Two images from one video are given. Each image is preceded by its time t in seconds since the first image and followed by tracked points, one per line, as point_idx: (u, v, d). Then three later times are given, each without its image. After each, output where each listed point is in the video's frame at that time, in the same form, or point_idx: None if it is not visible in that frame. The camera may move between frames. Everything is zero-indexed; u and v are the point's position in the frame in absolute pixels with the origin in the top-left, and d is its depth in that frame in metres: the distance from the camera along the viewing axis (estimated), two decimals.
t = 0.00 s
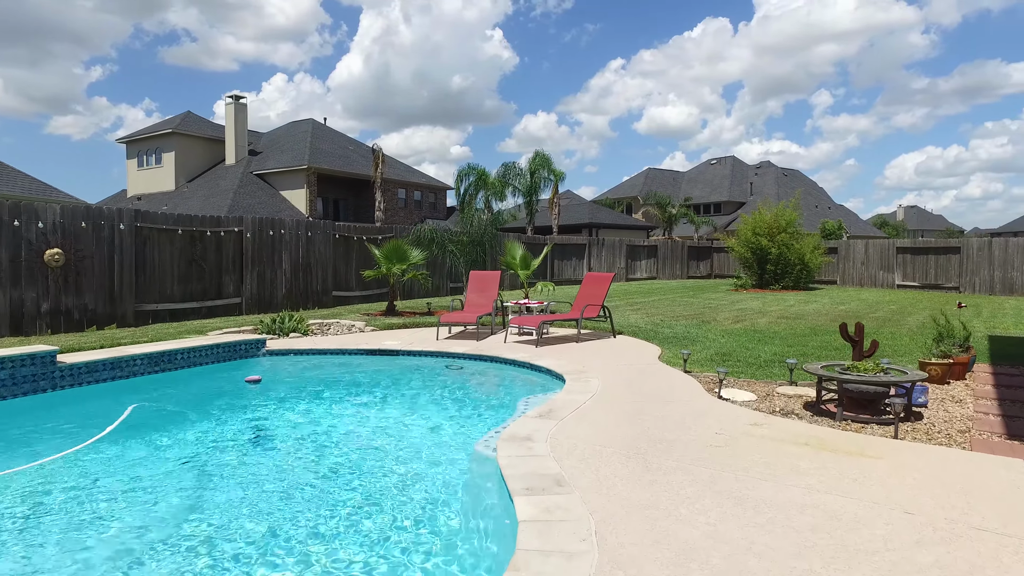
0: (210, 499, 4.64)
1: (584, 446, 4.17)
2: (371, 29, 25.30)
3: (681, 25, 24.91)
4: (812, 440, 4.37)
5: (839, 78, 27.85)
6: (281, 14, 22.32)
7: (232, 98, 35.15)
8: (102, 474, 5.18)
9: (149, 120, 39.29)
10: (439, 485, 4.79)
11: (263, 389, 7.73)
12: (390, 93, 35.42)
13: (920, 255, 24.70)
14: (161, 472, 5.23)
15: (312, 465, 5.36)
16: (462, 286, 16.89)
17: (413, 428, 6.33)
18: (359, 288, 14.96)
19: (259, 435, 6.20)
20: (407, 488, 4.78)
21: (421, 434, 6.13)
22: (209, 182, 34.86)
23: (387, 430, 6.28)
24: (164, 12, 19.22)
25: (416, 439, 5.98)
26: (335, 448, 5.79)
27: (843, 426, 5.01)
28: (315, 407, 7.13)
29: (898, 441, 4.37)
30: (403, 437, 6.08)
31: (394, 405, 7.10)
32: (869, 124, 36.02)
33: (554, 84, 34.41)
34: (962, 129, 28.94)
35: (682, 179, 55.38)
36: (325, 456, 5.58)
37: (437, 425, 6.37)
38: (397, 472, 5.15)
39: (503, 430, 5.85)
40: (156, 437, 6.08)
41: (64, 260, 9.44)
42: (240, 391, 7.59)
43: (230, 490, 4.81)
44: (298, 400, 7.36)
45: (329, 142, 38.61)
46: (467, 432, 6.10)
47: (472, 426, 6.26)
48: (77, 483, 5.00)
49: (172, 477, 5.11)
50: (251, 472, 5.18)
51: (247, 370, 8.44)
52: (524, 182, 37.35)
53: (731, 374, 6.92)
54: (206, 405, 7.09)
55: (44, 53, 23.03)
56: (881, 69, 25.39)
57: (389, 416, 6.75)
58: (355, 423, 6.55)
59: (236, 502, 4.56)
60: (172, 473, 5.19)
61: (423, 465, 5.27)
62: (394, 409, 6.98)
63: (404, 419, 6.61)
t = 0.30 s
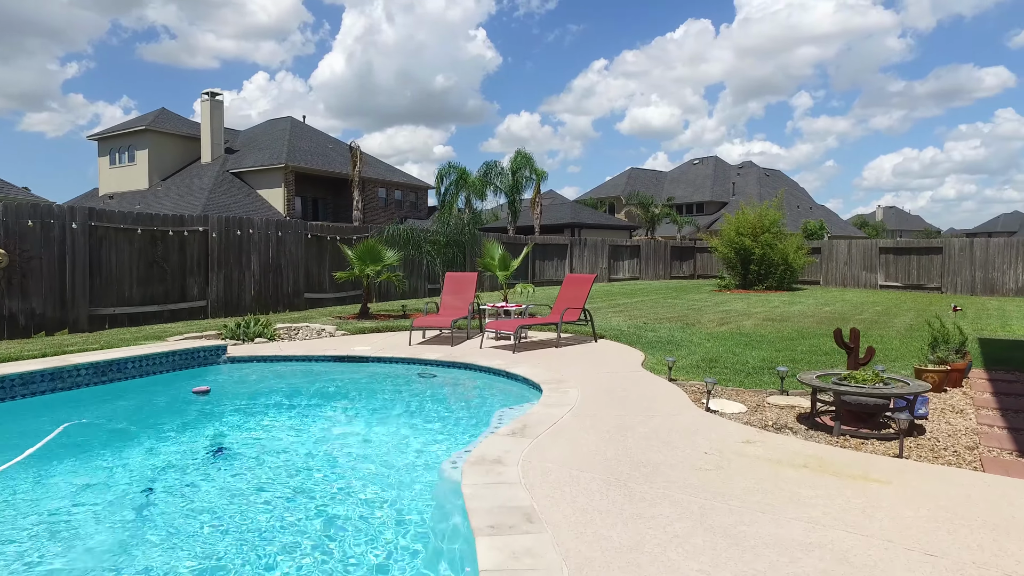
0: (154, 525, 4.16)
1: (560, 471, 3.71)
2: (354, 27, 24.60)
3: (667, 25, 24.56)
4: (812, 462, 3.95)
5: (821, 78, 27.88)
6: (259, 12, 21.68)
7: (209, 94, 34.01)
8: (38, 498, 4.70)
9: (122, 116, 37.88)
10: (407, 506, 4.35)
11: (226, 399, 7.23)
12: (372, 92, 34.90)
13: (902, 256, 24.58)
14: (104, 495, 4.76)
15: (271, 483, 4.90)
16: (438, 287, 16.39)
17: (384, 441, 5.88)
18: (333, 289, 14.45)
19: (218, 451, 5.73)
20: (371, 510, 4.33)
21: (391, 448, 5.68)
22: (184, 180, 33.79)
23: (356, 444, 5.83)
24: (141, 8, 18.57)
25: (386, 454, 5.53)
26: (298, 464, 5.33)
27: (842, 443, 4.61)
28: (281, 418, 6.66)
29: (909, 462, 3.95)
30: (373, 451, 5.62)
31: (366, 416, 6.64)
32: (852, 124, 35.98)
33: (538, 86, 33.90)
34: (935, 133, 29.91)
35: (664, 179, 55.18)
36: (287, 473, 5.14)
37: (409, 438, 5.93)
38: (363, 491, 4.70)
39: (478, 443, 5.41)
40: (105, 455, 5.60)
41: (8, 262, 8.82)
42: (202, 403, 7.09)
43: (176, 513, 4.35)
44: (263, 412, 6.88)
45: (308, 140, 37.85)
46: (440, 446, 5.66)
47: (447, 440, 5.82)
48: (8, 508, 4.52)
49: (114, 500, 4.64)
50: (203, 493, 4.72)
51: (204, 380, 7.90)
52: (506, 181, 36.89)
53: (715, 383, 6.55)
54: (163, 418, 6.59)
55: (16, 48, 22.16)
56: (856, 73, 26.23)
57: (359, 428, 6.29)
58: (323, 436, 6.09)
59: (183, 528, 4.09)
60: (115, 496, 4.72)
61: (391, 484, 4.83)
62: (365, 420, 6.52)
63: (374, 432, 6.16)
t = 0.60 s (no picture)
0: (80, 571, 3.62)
1: (529, 505, 3.26)
2: (332, 25, 23.87)
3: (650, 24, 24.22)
4: (812, 489, 3.52)
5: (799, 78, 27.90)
6: (232, 9, 20.91)
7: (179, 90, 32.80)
8: None
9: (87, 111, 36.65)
10: (368, 540, 3.90)
11: (174, 414, 6.68)
12: (350, 92, 34.26)
13: (880, 256, 24.52)
14: (30, 533, 4.19)
15: (219, 514, 4.41)
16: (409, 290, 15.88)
17: (345, 460, 5.41)
18: (301, 291, 13.88)
19: (162, 475, 5.21)
20: (327, 546, 3.88)
21: (353, 468, 5.23)
22: (153, 178, 32.66)
23: (315, 464, 5.36)
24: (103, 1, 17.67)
25: (346, 476, 5.07)
26: (251, 489, 4.85)
27: (837, 462, 4.23)
28: (234, 435, 6.14)
29: (912, 487, 3.57)
30: (333, 473, 5.16)
31: (326, 431, 6.16)
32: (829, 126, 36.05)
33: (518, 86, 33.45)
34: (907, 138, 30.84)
35: (643, 180, 55.00)
36: (239, 501, 4.65)
37: (372, 456, 5.48)
38: (320, 524, 4.21)
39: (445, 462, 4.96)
40: (33, 484, 5.02)
41: None
42: (147, 419, 6.53)
43: (110, 553, 3.84)
44: (213, 428, 6.34)
45: (282, 138, 36.95)
46: (405, 466, 5.21)
47: (413, 457, 5.37)
48: None
49: (41, 538, 4.11)
50: (143, 528, 4.21)
51: (152, 391, 7.33)
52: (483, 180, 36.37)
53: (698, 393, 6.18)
54: (103, 438, 6.02)
55: None
56: (832, 76, 26.60)
57: (318, 446, 5.81)
58: (278, 455, 5.60)
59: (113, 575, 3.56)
60: (43, 532, 4.19)
61: (351, 512, 4.38)
62: (325, 436, 6.04)
63: (335, 450, 5.69)
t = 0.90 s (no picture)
0: None
1: (502, 541, 2.83)
2: (315, 24, 23.25)
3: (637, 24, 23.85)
4: (817, 517, 3.14)
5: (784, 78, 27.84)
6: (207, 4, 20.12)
7: (155, 86, 31.83)
8: None
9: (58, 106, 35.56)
10: (336, 568, 3.42)
11: (125, 426, 6.13)
12: (332, 91, 33.69)
13: (864, 256, 24.37)
14: None
15: (174, 539, 3.89)
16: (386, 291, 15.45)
17: (316, 474, 4.97)
18: (275, 293, 13.37)
19: (113, 493, 4.68)
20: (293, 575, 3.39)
21: (326, 482, 4.79)
22: (126, 176, 31.65)
23: (285, 478, 4.90)
24: None
25: (318, 490, 4.64)
26: (217, 507, 4.37)
27: (844, 481, 3.85)
28: (192, 448, 5.63)
29: (935, 514, 3.17)
30: (304, 487, 4.71)
31: (294, 442, 5.70)
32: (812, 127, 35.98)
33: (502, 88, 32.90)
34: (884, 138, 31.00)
35: (627, 179, 54.70)
36: (203, 519, 4.18)
37: (346, 468, 5.04)
38: (285, 549, 3.72)
39: (422, 475, 4.54)
40: None
41: None
42: (94, 432, 5.97)
43: None
44: (169, 440, 5.82)
45: (262, 136, 35.83)
46: (381, 479, 4.79)
47: (387, 472, 4.91)
48: None
49: None
50: (89, 555, 3.70)
51: (103, 400, 6.80)
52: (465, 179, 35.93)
53: (685, 400, 5.85)
54: (46, 454, 5.46)
55: None
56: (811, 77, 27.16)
57: (288, 458, 5.36)
58: (244, 469, 5.13)
59: None
60: None
61: (325, 531, 3.94)
62: (294, 447, 5.59)
63: (305, 462, 5.24)
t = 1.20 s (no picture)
0: None
1: None
2: (289, 22, 22.45)
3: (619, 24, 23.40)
4: (831, 561, 2.71)
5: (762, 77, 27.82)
6: None
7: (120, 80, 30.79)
8: None
9: (17, 100, 34.20)
10: None
11: (56, 447, 5.49)
12: (309, 90, 32.99)
13: (842, 256, 24.27)
14: None
15: None
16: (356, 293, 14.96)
17: (270, 497, 4.44)
18: (239, 295, 12.75)
19: (35, 522, 4.09)
20: None
21: (282, 506, 4.27)
22: (89, 173, 30.50)
23: (236, 502, 4.36)
24: None
25: (274, 517, 4.10)
26: (156, 538, 3.82)
27: (850, 510, 3.42)
28: (132, 469, 5.04)
29: (968, 559, 2.74)
30: (256, 512, 4.18)
31: (247, 461, 5.16)
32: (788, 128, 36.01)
33: (480, 89, 32.33)
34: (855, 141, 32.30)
35: (604, 179, 54.46)
36: (141, 552, 3.62)
37: (302, 491, 4.52)
38: None
39: (386, 500, 4.04)
40: None
41: None
42: (24, 455, 5.33)
43: None
44: (105, 462, 5.21)
45: (233, 133, 34.31)
46: (342, 502, 4.28)
47: (350, 494, 4.40)
48: None
49: None
50: None
51: (36, 417, 6.17)
52: (440, 178, 35.36)
53: (670, 413, 5.44)
54: None
55: None
56: (784, 80, 28.19)
57: (240, 479, 4.81)
58: (190, 492, 4.56)
59: None
60: None
61: (277, 564, 3.42)
62: (246, 466, 5.04)
63: (259, 484, 4.70)
